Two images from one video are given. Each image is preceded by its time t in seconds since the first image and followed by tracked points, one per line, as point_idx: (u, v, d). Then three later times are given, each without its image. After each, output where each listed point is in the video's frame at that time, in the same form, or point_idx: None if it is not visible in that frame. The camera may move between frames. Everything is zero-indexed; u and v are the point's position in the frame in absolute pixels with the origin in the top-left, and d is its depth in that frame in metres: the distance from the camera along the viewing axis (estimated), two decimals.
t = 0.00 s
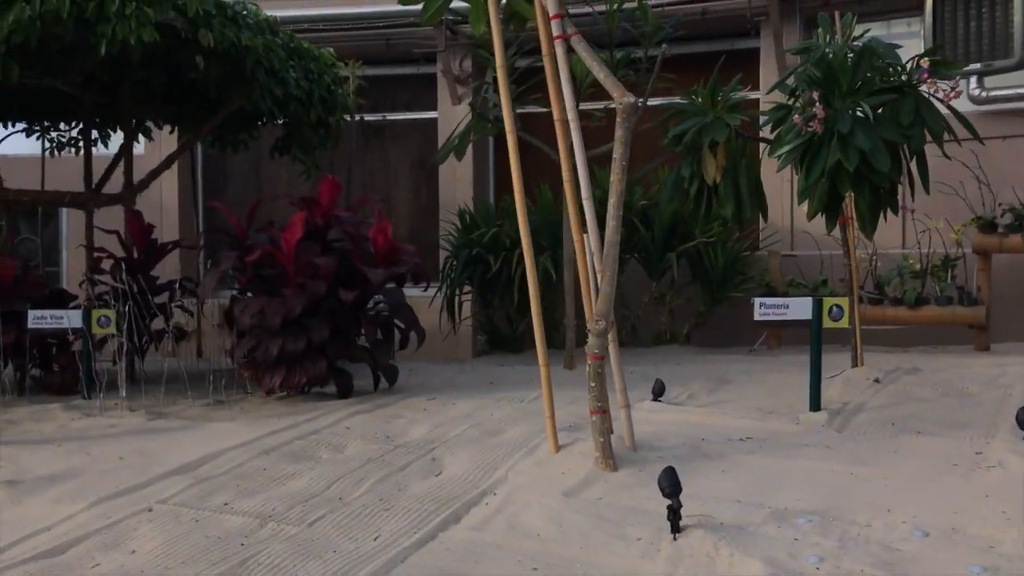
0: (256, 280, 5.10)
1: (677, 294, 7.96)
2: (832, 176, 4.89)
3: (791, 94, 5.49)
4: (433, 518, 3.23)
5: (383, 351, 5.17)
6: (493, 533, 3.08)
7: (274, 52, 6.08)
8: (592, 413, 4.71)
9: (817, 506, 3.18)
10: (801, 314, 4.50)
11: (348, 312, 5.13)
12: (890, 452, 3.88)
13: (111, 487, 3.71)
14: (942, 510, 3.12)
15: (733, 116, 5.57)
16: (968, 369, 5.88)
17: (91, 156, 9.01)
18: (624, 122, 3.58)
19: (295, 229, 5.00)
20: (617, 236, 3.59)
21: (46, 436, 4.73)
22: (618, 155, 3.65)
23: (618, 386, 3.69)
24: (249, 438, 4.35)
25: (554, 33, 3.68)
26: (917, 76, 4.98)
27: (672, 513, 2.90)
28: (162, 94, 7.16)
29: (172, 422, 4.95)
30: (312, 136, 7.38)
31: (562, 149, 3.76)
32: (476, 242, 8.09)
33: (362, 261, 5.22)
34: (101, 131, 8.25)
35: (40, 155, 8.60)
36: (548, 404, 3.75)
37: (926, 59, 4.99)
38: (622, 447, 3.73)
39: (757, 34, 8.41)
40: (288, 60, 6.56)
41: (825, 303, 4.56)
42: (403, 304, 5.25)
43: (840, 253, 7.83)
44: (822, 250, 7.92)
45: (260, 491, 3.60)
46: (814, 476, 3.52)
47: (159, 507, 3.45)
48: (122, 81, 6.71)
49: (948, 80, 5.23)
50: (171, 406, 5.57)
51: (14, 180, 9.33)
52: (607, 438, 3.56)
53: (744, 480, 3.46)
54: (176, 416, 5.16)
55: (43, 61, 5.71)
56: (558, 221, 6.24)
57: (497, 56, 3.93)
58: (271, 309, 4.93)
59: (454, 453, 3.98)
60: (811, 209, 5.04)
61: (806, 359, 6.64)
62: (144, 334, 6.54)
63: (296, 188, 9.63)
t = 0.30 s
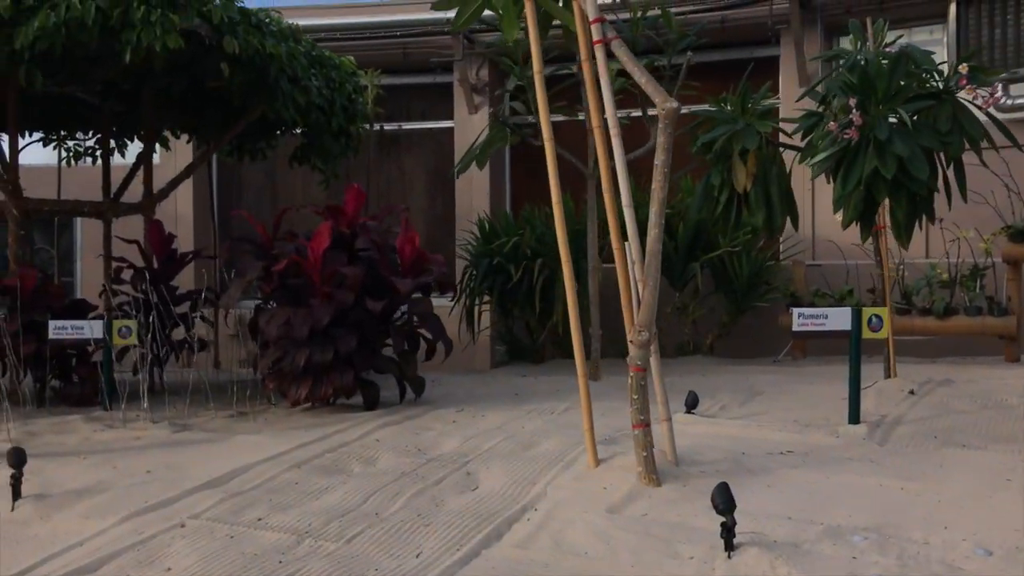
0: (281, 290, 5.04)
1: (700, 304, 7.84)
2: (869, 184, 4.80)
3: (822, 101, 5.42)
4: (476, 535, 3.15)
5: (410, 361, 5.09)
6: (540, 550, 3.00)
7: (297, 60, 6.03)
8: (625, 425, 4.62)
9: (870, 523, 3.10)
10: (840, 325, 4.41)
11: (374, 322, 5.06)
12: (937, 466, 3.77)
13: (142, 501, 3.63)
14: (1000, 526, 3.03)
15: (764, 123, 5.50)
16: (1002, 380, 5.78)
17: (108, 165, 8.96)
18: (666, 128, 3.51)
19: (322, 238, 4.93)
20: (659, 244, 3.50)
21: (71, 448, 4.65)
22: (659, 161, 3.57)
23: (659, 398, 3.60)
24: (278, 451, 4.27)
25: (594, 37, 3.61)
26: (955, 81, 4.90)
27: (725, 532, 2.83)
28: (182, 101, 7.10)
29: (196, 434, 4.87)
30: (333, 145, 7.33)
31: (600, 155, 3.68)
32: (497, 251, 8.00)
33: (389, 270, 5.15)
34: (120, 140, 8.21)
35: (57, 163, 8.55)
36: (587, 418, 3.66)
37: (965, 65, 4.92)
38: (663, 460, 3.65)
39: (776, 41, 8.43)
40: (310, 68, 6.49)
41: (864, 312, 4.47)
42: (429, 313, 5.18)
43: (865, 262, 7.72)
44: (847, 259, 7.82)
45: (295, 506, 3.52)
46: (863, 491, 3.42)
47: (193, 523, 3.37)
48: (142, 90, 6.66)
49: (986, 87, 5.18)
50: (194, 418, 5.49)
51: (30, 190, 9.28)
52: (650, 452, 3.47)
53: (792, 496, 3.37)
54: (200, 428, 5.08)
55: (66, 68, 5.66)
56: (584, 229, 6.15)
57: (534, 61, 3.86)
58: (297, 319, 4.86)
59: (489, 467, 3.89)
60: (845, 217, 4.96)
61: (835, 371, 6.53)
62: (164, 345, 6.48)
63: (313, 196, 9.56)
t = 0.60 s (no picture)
0: (308, 298, 4.96)
1: (726, 311, 7.64)
2: (909, 190, 4.70)
3: (856, 106, 5.32)
4: (521, 550, 3.06)
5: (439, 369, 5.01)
6: (589, 568, 2.90)
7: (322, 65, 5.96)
8: (662, 437, 4.51)
9: (929, 539, 2.99)
10: (884, 335, 4.31)
11: (403, 331, 4.98)
12: (988, 480, 3.67)
13: (174, 514, 3.55)
14: None
15: (797, 128, 5.37)
16: None
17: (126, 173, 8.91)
18: (712, 131, 3.41)
19: (351, 245, 4.86)
20: (704, 251, 3.40)
21: (96, 459, 4.57)
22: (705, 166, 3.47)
23: (705, 409, 3.50)
24: (309, 462, 4.19)
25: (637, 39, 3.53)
26: (997, 85, 4.83)
27: (783, 547, 2.73)
28: (203, 107, 7.04)
29: (223, 445, 4.78)
30: (355, 151, 7.26)
31: (642, 160, 3.59)
32: (519, 259, 7.89)
33: (417, 277, 5.07)
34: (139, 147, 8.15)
35: (75, 171, 8.50)
36: (630, 431, 3.56)
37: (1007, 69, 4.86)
38: (708, 474, 3.55)
39: (800, 47, 8.38)
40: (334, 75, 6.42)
41: (906, 321, 4.38)
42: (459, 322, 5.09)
43: (894, 270, 7.61)
44: (876, 267, 7.70)
45: (331, 519, 3.43)
46: (917, 506, 3.32)
47: (227, 537, 3.29)
48: (164, 97, 6.61)
49: None
50: (218, 428, 5.41)
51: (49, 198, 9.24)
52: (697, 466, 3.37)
53: (844, 510, 3.27)
54: (226, 438, 5.00)
55: (90, 74, 5.61)
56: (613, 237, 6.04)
57: (575, 64, 3.78)
58: (326, 327, 4.78)
59: (527, 479, 3.80)
60: (883, 224, 4.86)
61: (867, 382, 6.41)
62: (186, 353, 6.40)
63: (332, 204, 9.49)
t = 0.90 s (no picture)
0: (334, 305, 4.90)
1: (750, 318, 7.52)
2: (950, 194, 4.59)
3: (890, 110, 5.23)
4: (562, 566, 2.96)
5: (468, 377, 4.93)
6: None
7: (345, 69, 5.89)
8: (696, 447, 4.40)
9: (988, 556, 2.88)
10: (926, 343, 4.19)
11: (431, 339, 4.91)
12: None
13: (203, 526, 3.47)
14: None
15: (829, 132, 5.27)
16: None
17: (145, 179, 8.87)
18: (756, 134, 3.33)
19: (378, 251, 4.78)
20: (748, 257, 3.31)
21: (119, 469, 4.49)
22: (748, 169, 3.38)
23: (749, 420, 3.40)
24: (338, 473, 4.10)
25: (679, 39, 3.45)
26: None
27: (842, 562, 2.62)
28: (224, 112, 6.99)
29: (247, 455, 4.70)
30: (376, 157, 7.19)
31: (684, 163, 3.50)
32: (541, 266, 7.80)
33: (445, 284, 4.99)
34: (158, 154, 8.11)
35: (94, 178, 8.46)
36: (670, 444, 3.47)
37: None
38: (752, 486, 3.46)
39: (822, 51, 8.29)
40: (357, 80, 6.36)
41: (948, 329, 4.25)
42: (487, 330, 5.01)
43: (922, 277, 7.48)
44: (905, 274, 7.58)
45: (364, 533, 3.34)
46: (971, 520, 3.20)
47: (259, 550, 3.20)
48: (185, 102, 6.55)
49: None
50: (241, 437, 5.32)
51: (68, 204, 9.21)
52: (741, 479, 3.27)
53: (895, 525, 3.16)
54: (250, 448, 4.91)
55: (113, 80, 5.56)
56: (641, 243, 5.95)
57: (613, 67, 3.70)
58: (353, 335, 4.71)
59: (563, 491, 3.70)
60: (921, 230, 4.76)
61: (899, 391, 6.28)
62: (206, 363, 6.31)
63: (349, 211, 9.43)
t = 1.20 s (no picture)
0: (363, 311, 4.83)
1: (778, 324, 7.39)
2: (994, 198, 4.49)
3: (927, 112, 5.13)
4: None
5: (498, 385, 4.84)
6: None
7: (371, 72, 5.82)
8: (735, 457, 4.30)
9: None
10: (973, 350, 4.08)
11: (461, 345, 4.82)
12: None
13: (237, 538, 3.38)
14: None
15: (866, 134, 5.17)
16: None
17: (164, 184, 8.82)
18: (805, 134, 3.23)
19: (408, 256, 4.71)
20: (798, 262, 3.21)
21: (146, 477, 4.41)
22: (797, 172, 3.29)
23: (798, 430, 3.30)
24: (371, 483, 4.01)
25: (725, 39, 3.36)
26: None
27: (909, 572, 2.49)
28: (246, 117, 6.93)
29: (275, 463, 4.61)
30: (398, 162, 7.11)
31: (729, 166, 3.41)
32: (566, 271, 7.71)
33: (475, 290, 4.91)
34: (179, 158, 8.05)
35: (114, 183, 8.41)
36: (716, 455, 3.37)
37: None
38: (801, 498, 3.36)
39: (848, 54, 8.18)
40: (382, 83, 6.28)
41: (997, 335, 4.10)
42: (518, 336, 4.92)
43: (954, 282, 7.36)
44: (936, 280, 7.46)
45: (403, 546, 3.25)
46: None
47: (295, 563, 3.11)
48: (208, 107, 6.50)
49: None
50: (266, 444, 5.24)
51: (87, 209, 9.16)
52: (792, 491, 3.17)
53: (954, 540, 3.05)
54: (277, 456, 4.82)
55: (138, 82, 5.50)
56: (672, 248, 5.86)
57: (654, 67, 3.61)
58: (383, 341, 4.62)
59: (604, 502, 3.60)
60: (963, 234, 4.65)
61: (933, 399, 6.15)
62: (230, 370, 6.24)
63: (369, 216, 9.35)
